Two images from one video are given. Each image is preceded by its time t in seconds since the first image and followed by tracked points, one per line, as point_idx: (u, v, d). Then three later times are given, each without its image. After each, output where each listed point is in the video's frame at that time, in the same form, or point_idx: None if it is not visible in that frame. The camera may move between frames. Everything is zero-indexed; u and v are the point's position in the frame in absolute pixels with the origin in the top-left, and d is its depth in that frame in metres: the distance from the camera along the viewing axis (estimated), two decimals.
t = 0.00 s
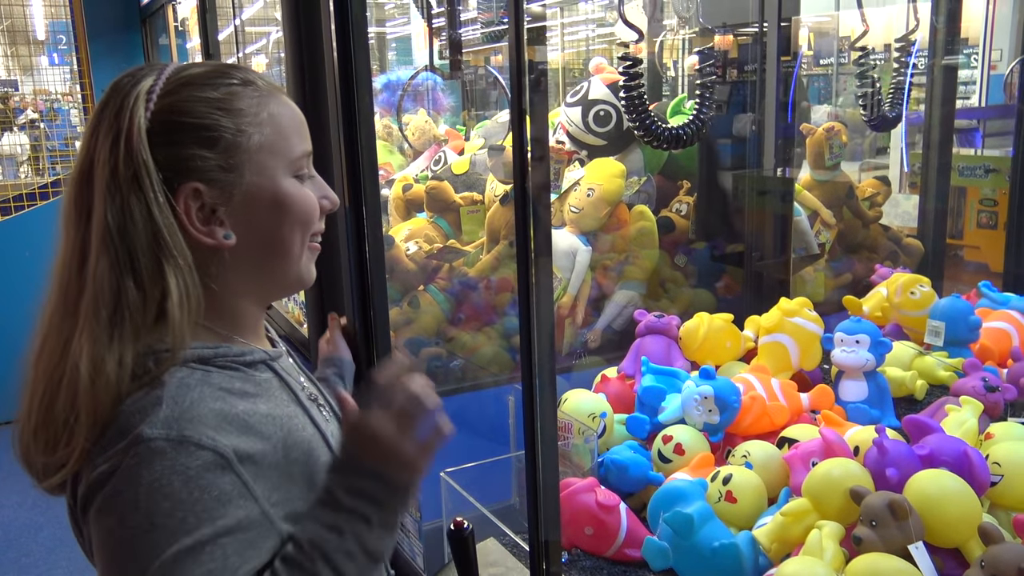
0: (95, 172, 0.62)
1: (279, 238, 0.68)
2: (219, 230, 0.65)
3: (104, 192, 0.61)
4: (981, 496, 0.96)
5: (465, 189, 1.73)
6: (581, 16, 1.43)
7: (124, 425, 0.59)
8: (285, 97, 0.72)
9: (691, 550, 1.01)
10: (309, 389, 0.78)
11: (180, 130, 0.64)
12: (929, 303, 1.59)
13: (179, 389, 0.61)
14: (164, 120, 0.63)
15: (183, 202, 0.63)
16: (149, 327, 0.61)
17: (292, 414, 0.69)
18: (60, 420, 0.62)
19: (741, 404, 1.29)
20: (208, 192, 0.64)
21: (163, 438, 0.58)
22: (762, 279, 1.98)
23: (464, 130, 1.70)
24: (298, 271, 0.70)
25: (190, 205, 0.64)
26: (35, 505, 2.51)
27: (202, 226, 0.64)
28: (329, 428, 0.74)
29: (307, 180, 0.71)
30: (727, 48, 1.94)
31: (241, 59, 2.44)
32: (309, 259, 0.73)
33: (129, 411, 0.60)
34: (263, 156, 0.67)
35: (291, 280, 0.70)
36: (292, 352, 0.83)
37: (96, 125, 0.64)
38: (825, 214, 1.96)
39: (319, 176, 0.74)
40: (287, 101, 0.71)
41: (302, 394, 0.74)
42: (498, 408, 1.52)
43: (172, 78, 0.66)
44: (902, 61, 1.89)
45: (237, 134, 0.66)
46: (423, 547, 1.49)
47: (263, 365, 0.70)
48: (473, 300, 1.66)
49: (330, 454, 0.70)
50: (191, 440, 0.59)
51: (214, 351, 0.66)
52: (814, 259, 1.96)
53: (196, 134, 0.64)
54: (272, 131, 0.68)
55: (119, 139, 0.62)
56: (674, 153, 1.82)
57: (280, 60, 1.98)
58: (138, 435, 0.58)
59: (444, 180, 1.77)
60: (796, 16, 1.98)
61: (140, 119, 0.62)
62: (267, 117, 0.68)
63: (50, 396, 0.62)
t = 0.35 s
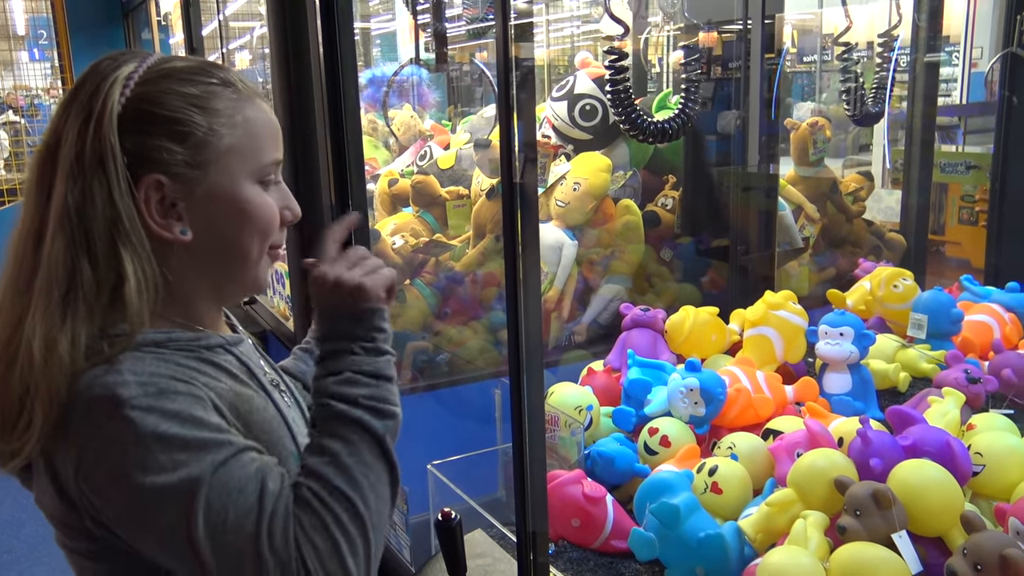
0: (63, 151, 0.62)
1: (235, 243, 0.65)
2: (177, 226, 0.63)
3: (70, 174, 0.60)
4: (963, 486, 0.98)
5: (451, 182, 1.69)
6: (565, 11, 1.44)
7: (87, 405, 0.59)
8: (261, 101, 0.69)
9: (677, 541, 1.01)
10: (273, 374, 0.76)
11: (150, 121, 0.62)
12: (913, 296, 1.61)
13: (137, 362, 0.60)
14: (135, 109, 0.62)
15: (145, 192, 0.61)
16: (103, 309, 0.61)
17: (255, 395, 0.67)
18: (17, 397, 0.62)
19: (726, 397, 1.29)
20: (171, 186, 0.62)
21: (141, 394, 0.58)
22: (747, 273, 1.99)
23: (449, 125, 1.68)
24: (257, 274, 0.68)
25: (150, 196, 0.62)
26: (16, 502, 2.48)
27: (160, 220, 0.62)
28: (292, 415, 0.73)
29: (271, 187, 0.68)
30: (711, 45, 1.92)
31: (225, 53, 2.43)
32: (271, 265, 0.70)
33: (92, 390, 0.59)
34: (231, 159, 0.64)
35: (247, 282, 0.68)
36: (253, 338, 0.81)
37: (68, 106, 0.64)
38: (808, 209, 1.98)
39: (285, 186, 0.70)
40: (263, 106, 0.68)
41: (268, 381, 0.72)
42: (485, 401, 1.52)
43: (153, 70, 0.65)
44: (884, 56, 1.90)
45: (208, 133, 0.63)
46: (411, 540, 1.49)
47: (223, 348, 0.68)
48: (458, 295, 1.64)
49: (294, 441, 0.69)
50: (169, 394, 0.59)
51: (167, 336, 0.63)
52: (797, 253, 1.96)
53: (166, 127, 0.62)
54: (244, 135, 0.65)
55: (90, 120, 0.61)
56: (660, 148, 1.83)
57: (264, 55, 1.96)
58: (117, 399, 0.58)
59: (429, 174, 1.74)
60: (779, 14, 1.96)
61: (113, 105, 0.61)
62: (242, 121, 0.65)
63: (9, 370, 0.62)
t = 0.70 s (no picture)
0: (43, 134, 0.67)
1: (223, 222, 0.71)
2: (160, 206, 0.69)
3: (50, 157, 0.66)
4: (946, 476, 1.00)
5: (443, 171, 1.72)
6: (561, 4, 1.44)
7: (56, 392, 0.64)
8: (243, 79, 0.75)
9: (664, 527, 1.01)
10: (254, 362, 0.82)
11: (130, 98, 0.67)
12: (900, 289, 1.62)
13: (112, 360, 0.66)
14: (114, 88, 0.67)
15: (126, 172, 0.67)
16: (83, 295, 0.67)
17: (233, 386, 0.74)
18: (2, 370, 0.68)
19: (715, 386, 1.30)
20: (153, 166, 0.67)
21: (97, 412, 0.62)
22: (736, 264, 2.03)
23: (441, 114, 1.69)
24: (241, 256, 0.74)
25: (134, 175, 0.67)
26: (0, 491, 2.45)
27: (144, 200, 0.68)
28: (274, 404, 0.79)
29: (255, 165, 0.74)
30: (705, 39, 1.95)
31: (217, 41, 2.41)
32: (256, 245, 0.76)
33: (65, 379, 0.64)
34: (213, 136, 0.70)
35: (230, 263, 0.73)
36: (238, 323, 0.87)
37: (50, 85, 0.70)
38: (799, 202, 1.99)
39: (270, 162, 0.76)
40: (244, 84, 0.74)
41: (246, 370, 0.78)
42: (474, 388, 1.53)
43: (131, 47, 0.70)
44: (876, 51, 1.80)
45: (188, 111, 0.69)
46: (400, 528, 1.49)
47: (204, 337, 0.75)
48: (449, 283, 1.68)
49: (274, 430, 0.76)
50: (126, 414, 0.63)
51: (149, 324, 0.70)
52: (788, 245, 2.00)
53: (146, 106, 0.67)
54: (225, 112, 0.71)
55: (69, 101, 0.66)
56: (651, 139, 1.84)
57: (256, 44, 1.95)
58: (72, 410, 0.62)
59: (422, 163, 1.76)
60: (773, 9, 1.97)
61: (92, 84, 0.66)
62: (222, 97, 0.71)
63: None
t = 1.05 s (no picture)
0: (20, 126, 0.70)
1: (208, 213, 0.75)
2: (141, 201, 0.72)
3: (28, 151, 0.68)
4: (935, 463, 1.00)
5: (432, 163, 1.70)
6: None
7: (47, 391, 0.67)
8: (223, 64, 0.78)
9: (656, 517, 1.01)
10: (246, 361, 0.85)
11: (110, 90, 0.70)
12: (886, 280, 1.64)
13: (107, 361, 0.69)
14: (93, 78, 0.70)
15: (107, 167, 0.70)
16: (69, 295, 0.69)
17: (222, 388, 0.76)
18: None
19: (704, 376, 1.31)
20: (133, 159, 0.71)
21: (87, 418, 0.65)
22: (724, 256, 2.03)
23: (429, 107, 1.69)
24: (227, 248, 0.77)
25: (114, 170, 0.70)
26: None
27: (124, 195, 0.71)
28: (259, 401, 0.82)
29: (240, 154, 0.78)
30: (689, 34, 1.87)
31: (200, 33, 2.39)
32: (241, 236, 0.79)
33: (59, 380, 0.67)
34: (194, 125, 0.73)
35: (216, 253, 0.77)
36: (227, 318, 0.89)
37: (24, 75, 0.72)
38: (785, 195, 2.02)
39: (255, 150, 0.80)
40: (225, 70, 0.77)
41: (235, 367, 0.81)
42: (463, 379, 1.52)
43: (107, 35, 0.73)
44: (862, 45, 1.79)
45: (168, 100, 0.72)
46: (391, 518, 1.49)
47: (195, 334, 0.77)
48: (437, 276, 1.67)
49: (256, 432, 0.78)
50: (115, 423, 0.66)
51: (143, 321, 0.73)
52: (775, 237, 2.02)
53: (126, 97, 0.70)
54: (206, 99, 0.75)
55: (44, 93, 0.69)
56: (640, 131, 1.84)
57: (240, 36, 1.94)
58: (61, 413, 0.65)
59: (410, 155, 1.74)
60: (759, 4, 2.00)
61: (66, 75, 0.69)
62: (202, 84, 0.74)
63: None
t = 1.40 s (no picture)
0: None
1: (149, 213, 0.73)
2: (78, 200, 0.70)
3: None
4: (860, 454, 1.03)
5: (361, 158, 1.66)
6: None
7: None
8: (166, 57, 0.77)
9: (594, 512, 1.02)
10: (181, 364, 0.83)
11: (48, 78, 0.68)
12: (808, 277, 1.70)
13: (39, 374, 0.68)
14: (28, 66, 0.68)
15: (42, 163, 0.68)
16: None
17: (159, 394, 0.75)
18: None
19: (638, 372, 1.33)
20: (71, 155, 0.69)
21: (25, 436, 0.64)
22: (654, 253, 2.03)
23: (356, 100, 1.68)
24: (166, 249, 0.76)
25: (49, 165, 0.68)
26: None
27: (61, 193, 0.69)
28: (196, 407, 0.80)
29: (182, 152, 0.77)
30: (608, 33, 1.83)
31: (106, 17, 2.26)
32: (180, 237, 0.78)
33: None
34: (136, 122, 0.72)
35: (152, 253, 0.75)
36: (158, 321, 0.86)
37: None
38: (711, 193, 2.04)
39: (196, 149, 0.79)
40: (168, 63, 0.76)
41: (172, 371, 0.79)
42: (395, 379, 1.51)
43: (43, 19, 0.71)
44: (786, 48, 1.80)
45: (111, 94, 0.70)
46: (325, 519, 1.49)
47: (128, 340, 0.76)
48: (366, 272, 1.63)
49: (197, 439, 0.77)
50: (56, 438, 0.65)
51: (74, 328, 0.71)
52: (701, 235, 2.05)
53: (65, 88, 0.68)
54: (150, 95, 0.73)
55: None
56: (571, 128, 1.85)
57: (154, 21, 1.85)
58: None
59: (338, 149, 1.70)
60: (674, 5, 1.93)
61: None
62: (147, 78, 0.73)
63: None
